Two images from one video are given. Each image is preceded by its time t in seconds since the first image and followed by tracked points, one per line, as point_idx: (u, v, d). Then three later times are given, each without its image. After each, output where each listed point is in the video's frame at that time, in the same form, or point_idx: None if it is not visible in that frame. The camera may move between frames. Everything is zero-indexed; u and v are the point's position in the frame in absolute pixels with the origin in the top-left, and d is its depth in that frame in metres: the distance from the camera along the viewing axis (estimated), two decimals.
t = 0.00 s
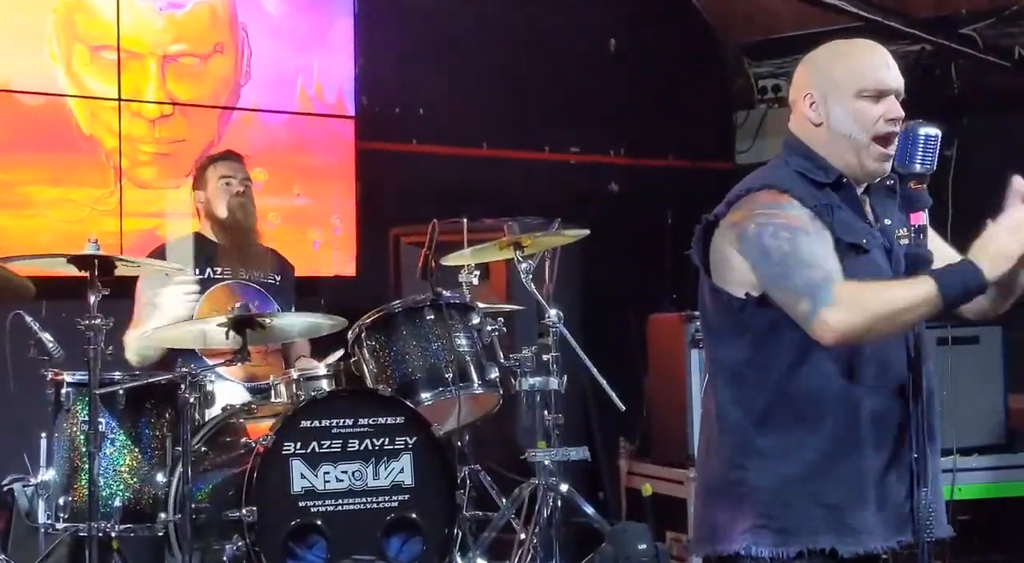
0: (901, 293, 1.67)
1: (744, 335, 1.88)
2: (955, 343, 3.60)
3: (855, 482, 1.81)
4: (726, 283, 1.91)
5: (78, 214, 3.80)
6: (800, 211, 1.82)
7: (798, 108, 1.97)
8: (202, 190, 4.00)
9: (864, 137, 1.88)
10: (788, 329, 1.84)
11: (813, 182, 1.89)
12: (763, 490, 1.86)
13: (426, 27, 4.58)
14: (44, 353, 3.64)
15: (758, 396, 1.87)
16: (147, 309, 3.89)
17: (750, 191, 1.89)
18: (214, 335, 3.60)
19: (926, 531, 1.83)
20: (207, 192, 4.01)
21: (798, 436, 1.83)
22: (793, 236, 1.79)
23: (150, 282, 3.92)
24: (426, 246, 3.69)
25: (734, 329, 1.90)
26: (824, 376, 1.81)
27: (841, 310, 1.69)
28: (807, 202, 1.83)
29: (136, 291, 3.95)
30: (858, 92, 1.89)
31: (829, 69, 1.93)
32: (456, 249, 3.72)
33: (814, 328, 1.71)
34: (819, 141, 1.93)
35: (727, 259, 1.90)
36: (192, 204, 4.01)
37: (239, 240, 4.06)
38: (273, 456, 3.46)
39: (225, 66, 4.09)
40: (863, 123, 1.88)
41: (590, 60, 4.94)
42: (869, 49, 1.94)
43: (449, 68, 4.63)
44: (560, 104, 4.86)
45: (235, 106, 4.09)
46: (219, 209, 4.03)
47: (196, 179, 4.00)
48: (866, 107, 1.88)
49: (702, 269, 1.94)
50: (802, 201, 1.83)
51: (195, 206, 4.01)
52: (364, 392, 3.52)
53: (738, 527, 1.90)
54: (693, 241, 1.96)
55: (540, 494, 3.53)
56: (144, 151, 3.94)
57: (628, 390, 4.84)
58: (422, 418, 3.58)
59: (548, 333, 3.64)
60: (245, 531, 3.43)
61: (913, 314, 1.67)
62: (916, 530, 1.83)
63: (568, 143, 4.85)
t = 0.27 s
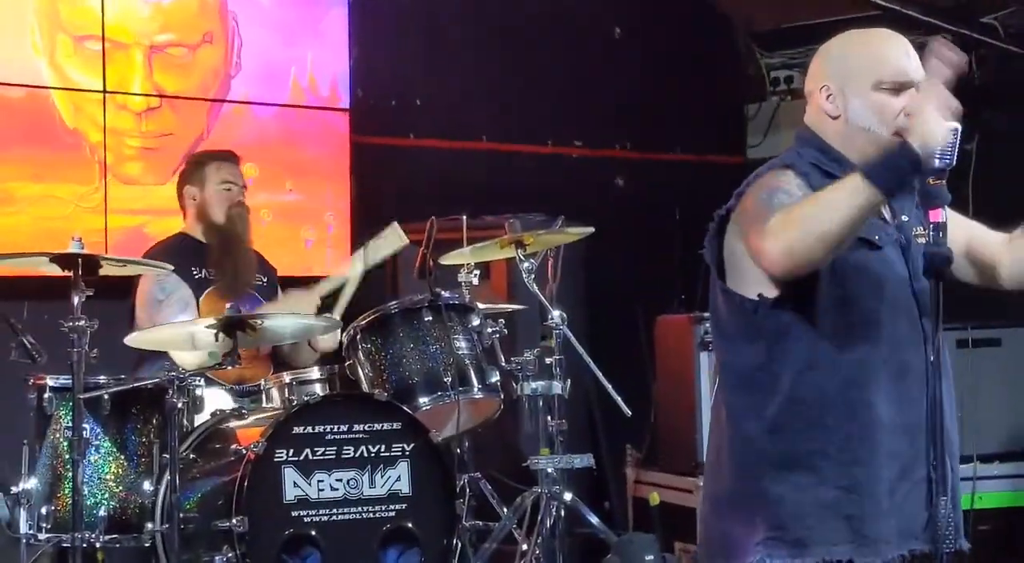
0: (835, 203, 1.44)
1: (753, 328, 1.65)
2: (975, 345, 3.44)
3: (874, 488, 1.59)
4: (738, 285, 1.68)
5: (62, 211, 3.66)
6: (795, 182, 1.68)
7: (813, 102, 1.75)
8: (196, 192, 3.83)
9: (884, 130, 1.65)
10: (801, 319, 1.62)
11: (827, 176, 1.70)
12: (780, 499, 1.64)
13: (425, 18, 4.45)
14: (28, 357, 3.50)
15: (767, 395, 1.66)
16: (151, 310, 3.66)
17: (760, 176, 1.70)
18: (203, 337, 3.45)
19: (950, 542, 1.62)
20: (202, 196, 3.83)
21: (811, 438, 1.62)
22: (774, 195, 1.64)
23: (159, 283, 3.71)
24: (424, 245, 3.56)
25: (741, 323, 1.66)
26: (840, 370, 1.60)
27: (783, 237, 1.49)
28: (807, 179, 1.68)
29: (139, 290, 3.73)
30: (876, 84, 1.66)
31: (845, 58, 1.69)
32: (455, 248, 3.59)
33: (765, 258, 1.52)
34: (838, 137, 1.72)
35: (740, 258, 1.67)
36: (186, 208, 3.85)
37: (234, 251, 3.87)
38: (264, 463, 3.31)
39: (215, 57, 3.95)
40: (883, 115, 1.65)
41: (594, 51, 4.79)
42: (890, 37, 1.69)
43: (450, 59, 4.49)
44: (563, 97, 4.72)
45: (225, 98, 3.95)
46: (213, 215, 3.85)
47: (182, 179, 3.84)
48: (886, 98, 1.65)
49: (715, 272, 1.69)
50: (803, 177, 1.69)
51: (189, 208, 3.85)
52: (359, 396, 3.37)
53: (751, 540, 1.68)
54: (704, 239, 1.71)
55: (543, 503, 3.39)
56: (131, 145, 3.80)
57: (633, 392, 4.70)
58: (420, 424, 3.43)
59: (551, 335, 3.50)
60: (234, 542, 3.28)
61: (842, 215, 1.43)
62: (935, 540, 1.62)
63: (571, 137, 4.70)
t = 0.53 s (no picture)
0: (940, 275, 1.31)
1: (766, 327, 1.56)
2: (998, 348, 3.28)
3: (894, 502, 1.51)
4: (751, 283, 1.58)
5: (41, 207, 3.51)
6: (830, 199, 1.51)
7: (830, 93, 1.63)
8: (204, 189, 3.69)
9: (905, 124, 1.56)
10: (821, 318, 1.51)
11: (849, 175, 1.58)
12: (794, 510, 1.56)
13: (422, 5, 4.28)
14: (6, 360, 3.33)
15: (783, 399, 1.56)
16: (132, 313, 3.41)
17: (781, 180, 1.58)
18: (189, 340, 3.30)
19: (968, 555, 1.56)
20: (210, 194, 3.69)
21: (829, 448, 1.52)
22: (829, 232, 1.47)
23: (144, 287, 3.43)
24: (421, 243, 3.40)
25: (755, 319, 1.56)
26: (866, 375, 1.49)
27: (889, 317, 1.34)
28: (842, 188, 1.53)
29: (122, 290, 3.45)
30: (898, 74, 1.57)
31: (866, 47, 1.60)
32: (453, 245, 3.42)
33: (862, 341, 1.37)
34: (856, 129, 1.60)
35: (750, 256, 1.57)
36: (189, 202, 3.69)
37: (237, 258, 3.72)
38: (253, 472, 3.16)
39: (201, 46, 3.78)
40: (904, 107, 1.56)
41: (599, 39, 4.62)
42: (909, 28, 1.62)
43: (448, 49, 4.32)
44: (567, 88, 4.55)
45: (211, 88, 3.78)
46: (218, 216, 3.71)
47: (182, 175, 3.68)
48: (909, 90, 1.56)
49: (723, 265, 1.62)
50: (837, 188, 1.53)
51: (192, 205, 3.69)
52: (353, 401, 3.22)
53: (760, 550, 1.61)
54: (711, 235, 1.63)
55: (545, 514, 3.23)
56: (112, 139, 3.64)
57: (638, 394, 4.54)
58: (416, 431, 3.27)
59: (554, 338, 3.34)
60: (221, 555, 3.13)
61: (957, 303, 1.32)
62: (958, 554, 1.58)
63: (574, 131, 4.54)
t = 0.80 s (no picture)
0: (895, 230, 1.32)
1: (776, 334, 1.53)
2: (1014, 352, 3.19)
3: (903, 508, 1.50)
4: (760, 283, 1.53)
5: (28, 206, 3.41)
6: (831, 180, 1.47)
7: (845, 91, 1.62)
8: (200, 187, 3.58)
9: (920, 120, 1.56)
10: (826, 322, 1.50)
11: (855, 172, 1.56)
12: (805, 517, 1.54)
13: None
14: None
15: (791, 404, 1.54)
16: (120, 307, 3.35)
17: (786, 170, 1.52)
18: (181, 343, 3.19)
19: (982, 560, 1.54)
20: (207, 193, 3.59)
21: (837, 455, 1.51)
22: (812, 192, 1.45)
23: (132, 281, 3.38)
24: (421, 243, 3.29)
25: (762, 325, 1.54)
26: (871, 380, 1.49)
27: (829, 238, 1.36)
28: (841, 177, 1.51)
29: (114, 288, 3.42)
30: (916, 69, 1.56)
31: (884, 41, 1.59)
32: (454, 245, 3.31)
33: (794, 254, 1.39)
34: (872, 128, 1.60)
35: (761, 257, 1.51)
36: (186, 201, 3.59)
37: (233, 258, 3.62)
38: (249, 479, 3.07)
39: (193, 39, 3.68)
40: (919, 103, 1.55)
41: (604, 32, 4.52)
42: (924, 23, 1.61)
43: (449, 43, 4.22)
44: (571, 83, 4.45)
45: (205, 83, 3.68)
46: (216, 216, 3.62)
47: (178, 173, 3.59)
48: (925, 85, 1.56)
49: (737, 275, 1.55)
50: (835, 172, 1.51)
51: (190, 204, 3.60)
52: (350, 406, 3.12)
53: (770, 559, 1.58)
54: (725, 238, 1.56)
55: (549, 522, 3.14)
56: (102, 135, 3.54)
57: (642, 396, 4.44)
58: (417, 437, 3.17)
59: (558, 341, 3.25)
60: None
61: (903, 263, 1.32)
62: None
63: (578, 126, 4.44)
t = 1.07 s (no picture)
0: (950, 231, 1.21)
1: (803, 331, 1.40)
2: None
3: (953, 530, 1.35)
4: (788, 284, 1.43)
5: None
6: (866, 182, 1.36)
7: (868, 74, 1.49)
8: (187, 182, 3.42)
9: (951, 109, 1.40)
10: (861, 323, 1.35)
11: (892, 166, 1.41)
12: (840, 538, 1.39)
13: None
14: None
15: (822, 412, 1.40)
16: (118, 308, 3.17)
17: (815, 170, 1.42)
18: (160, 349, 2.98)
19: None
20: (194, 189, 3.43)
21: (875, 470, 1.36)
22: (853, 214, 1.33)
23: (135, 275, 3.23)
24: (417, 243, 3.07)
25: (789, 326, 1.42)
26: (911, 386, 1.34)
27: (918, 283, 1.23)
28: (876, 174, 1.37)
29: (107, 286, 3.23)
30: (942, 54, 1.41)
31: (908, 24, 1.45)
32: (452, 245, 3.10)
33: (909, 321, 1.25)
34: (900, 116, 1.45)
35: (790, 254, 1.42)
36: (171, 197, 3.43)
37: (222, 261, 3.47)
38: (232, 495, 2.87)
39: (172, 22, 3.49)
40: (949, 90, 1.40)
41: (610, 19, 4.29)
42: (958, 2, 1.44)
43: (449, 29, 4.01)
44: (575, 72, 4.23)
45: (185, 69, 3.48)
46: (203, 216, 3.46)
47: (162, 167, 3.40)
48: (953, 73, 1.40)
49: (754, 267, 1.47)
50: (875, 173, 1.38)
51: (175, 199, 3.43)
52: (340, 417, 2.91)
53: None
54: (742, 236, 1.48)
55: (553, 540, 2.94)
56: (74, 127, 3.35)
57: (650, 401, 4.23)
58: (411, 450, 2.95)
59: (563, 346, 3.04)
60: None
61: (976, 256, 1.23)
62: None
63: (584, 117, 4.22)
